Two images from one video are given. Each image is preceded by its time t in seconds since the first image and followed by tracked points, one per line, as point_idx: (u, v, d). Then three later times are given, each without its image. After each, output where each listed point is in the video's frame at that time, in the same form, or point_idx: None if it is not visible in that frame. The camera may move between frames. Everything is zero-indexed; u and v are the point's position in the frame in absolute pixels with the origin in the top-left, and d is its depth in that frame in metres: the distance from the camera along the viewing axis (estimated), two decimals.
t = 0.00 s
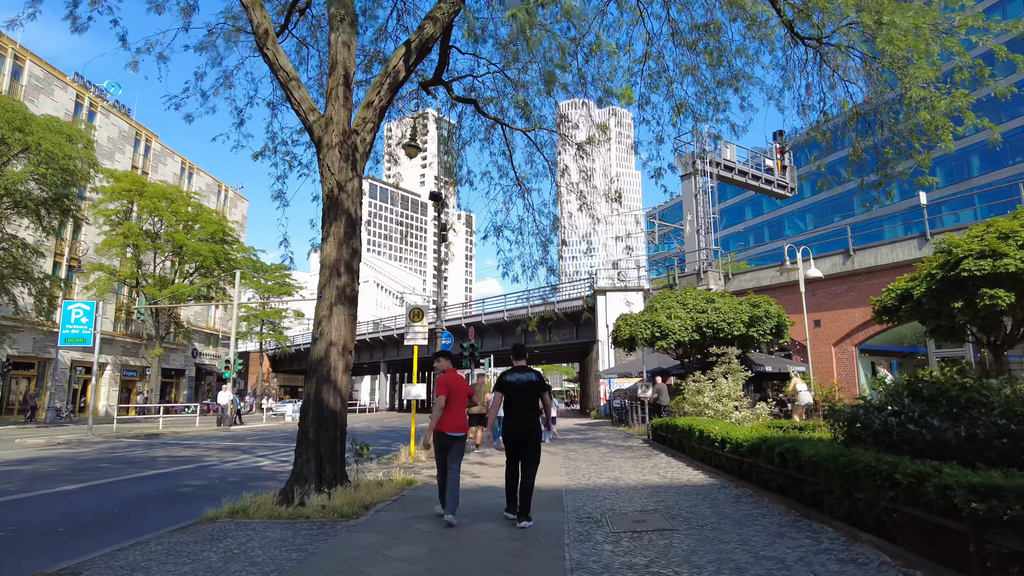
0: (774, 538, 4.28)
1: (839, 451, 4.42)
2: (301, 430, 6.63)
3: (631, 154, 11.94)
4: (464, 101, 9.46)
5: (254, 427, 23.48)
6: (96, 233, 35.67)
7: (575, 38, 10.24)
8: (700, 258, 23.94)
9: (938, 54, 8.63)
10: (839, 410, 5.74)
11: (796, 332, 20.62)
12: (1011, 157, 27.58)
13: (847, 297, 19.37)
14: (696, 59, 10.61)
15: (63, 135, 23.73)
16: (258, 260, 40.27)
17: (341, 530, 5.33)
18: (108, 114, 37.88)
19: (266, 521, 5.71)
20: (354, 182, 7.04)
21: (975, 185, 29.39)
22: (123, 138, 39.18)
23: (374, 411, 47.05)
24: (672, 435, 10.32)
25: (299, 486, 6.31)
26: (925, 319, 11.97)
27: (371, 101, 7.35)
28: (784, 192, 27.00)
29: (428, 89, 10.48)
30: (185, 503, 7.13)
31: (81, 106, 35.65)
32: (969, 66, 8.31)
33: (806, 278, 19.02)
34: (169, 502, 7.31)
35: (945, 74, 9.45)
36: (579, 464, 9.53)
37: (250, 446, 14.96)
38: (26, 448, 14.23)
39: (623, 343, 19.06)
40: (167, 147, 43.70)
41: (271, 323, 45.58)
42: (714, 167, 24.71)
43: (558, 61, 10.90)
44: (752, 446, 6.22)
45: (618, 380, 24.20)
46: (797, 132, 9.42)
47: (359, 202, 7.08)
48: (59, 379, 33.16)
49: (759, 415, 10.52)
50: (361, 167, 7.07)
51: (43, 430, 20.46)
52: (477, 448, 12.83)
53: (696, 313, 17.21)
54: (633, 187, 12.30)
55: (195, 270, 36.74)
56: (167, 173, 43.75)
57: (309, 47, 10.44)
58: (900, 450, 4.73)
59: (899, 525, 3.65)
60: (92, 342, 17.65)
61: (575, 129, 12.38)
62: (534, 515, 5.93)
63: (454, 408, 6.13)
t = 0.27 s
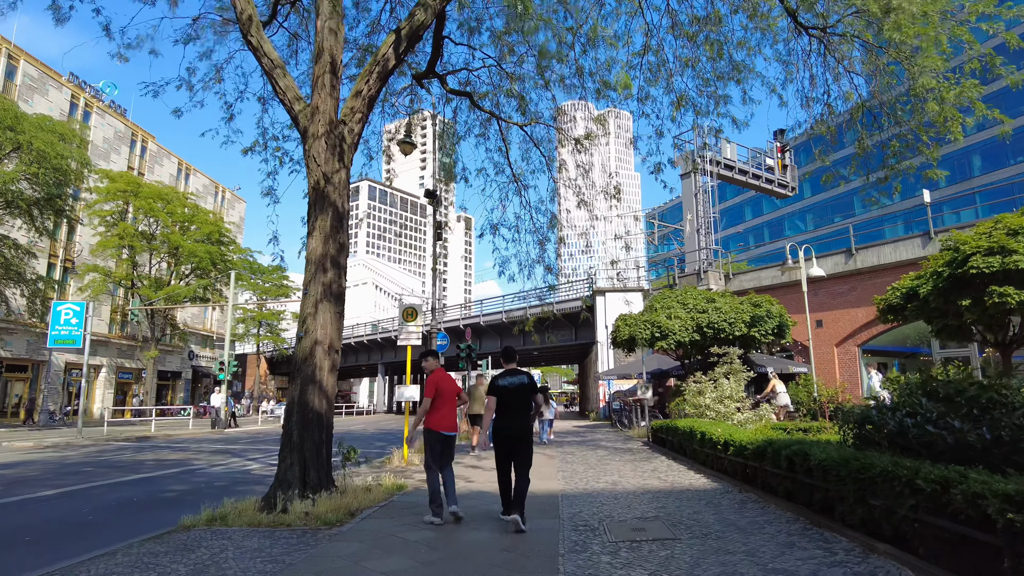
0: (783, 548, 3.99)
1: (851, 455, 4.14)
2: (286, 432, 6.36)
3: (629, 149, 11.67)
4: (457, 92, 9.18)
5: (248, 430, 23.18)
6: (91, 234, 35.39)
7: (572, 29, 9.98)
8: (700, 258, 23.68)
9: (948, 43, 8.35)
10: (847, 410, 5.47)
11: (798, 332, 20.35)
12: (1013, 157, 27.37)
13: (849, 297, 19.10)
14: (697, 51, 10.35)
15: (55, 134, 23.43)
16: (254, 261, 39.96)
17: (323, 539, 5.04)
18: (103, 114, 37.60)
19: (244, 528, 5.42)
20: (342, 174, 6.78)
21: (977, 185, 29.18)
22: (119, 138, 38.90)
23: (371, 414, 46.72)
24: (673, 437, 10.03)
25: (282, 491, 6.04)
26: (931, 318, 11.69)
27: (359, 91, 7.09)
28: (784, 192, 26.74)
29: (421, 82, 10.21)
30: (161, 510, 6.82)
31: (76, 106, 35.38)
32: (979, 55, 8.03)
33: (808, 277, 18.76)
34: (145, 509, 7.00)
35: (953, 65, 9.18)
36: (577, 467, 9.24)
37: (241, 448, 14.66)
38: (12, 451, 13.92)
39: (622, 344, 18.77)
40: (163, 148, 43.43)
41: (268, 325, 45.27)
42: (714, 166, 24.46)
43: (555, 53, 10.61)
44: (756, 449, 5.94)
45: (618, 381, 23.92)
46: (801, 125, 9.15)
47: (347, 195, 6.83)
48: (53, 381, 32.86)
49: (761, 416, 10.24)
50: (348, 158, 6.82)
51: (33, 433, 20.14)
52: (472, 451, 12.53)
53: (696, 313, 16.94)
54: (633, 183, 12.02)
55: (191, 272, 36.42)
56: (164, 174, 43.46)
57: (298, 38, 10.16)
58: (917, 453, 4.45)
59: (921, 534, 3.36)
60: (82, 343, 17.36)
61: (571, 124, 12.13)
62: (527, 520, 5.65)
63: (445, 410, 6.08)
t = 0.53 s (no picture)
0: (796, 563, 3.70)
1: (869, 463, 3.86)
2: (270, 437, 6.08)
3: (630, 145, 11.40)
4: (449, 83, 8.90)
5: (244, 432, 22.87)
6: (86, 234, 35.08)
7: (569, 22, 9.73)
8: (701, 258, 23.40)
9: (960, 32, 8.05)
10: (860, 414, 5.20)
11: (800, 333, 20.05)
12: (1015, 156, 27.16)
13: (853, 297, 18.81)
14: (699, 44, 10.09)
15: (47, 133, 23.16)
16: (252, 262, 39.65)
17: (305, 551, 4.74)
18: (99, 114, 37.33)
19: (224, 538, 5.13)
20: (329, 167, 6.52)
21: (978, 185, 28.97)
22: (115, 138, 38.63)
23: (370, 415, 46.40)
24: (675, 441, 9.72)
25: (267, 498, 5.76)
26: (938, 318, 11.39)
27: (348, 81, 6.83)
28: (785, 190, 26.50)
29: (414, 76, 9.91)
30: (138, 520, 6.51)
31: (71, 106, 35.11)
32: (992, 45, 7.74)
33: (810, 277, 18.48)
34: (122, 518, 6.68)
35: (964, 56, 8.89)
36: (575, 472, 8.94)
37: (233, 451, 14.35)
38: None
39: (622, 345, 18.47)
40: (160, 148, 43.16)
41: (266, 326, 44.97)
42: (714, 165, 24.19)
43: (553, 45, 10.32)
44: (764, 454, 5.66)
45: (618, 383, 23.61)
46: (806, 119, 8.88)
47: (335, 190, 6.56)
48: (48, 383, 32.56)
49: (766, 419, 9.95)
50: (337, 151, 6.56)
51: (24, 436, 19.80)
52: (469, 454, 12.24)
53: (697, 313, 16.66)
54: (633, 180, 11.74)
55: (187, 273, 36.12)
56: (161, 174, 43.19)
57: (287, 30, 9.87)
58: (939, 460, 4.17)
59: (951, 551, 3.07)
60: (73, 345, 17.05)
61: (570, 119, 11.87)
62: (523, 532, 5.35)
63: (439, 412, 5.93)
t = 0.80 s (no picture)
0: None
1: (891, 467, 3.57)
2: (255, 439, 5.79)
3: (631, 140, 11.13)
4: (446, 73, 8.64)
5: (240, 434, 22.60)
6: (83, 234, 34.81)
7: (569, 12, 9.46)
8: (703, 258, 23.13)
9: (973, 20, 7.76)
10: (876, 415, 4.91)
11: (804, 334, 19.74)
12: (1019, 156, 26.94)
13: (857, 297, 18.52)
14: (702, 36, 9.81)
15: (41, 131, 22.89)
16: (250, 262, 39.37)
17: (287, 560, 4.45)
18: (96, 114, 37.10)
19: (202, 546, 4.84)
20: (318, 157, 6.25)
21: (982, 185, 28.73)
22: (112, 138, 38.38)
23: (369, 418, 46.07)
24: (679, 444, 9.43)
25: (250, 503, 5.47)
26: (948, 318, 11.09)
27: (338, 67, 6.55)
28: (788, 190, 26.26)
29: (410, 67, 9.64)
30: (118, 526, 6.23)
31: (68, 105, 34.87)
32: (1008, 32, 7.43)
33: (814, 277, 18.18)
34: (102, 523, 6.41)
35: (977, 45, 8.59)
36: (575, 475, 8.64)
37: (226, 453, 14.08)
38: None
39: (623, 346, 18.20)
40: (158, 148, 42.91)
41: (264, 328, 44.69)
42: (716, 164, 23.91)
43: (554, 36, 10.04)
44: (774, 457, 5.37)
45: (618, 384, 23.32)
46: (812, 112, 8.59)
47: (324, 180, 6.29)
48: (44, 384, 32.26)
49: (771, 421, 9.67)
50: (325, 140, 6.29)
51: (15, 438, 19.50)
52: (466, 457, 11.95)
53: (700, 313, 16.39)
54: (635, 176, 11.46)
55: (185, 273, 35.84)
56: (159, 175, 42.93)
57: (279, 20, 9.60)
58: (966, 464, 3.88)
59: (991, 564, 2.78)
60: (65, 345, 16.78)
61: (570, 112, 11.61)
62: (520, 540, 5.06)
63: (436, 414, 5.73)
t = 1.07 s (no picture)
0: None
1: (915, 478, 3.30)
2: (237, 444, 5.52)
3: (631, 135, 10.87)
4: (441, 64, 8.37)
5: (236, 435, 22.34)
6: (79, 234, 34.55)
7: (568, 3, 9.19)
8: (704, 257, 22.87)
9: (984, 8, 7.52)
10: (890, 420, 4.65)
11: (807, 334, 19.48)
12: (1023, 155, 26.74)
13: (861, 297, 18.27)
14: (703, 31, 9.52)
15: (34, 129, 22.60)
16: (248, 262, 39.12)
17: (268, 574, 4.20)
18: (93, 113, 36.84)
19: (178, 557, 4.57)
20: (305, 149, 5.99)
21: (985, 184, 28.52)
22: (109, 137, 38.11)
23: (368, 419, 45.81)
24: (682, 446, 9.17)
25: (231, 511, 5.21)
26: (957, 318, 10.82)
27: (327, 55, 6.29)
28: (790, 188, 26.03)
29: (405, 60, 9.37)
30: (94, 535, 5.96)
31: (65, 104, 34.61)
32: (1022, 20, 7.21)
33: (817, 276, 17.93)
34: (78, 531, 6.14)
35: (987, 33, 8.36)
36: (574, 480, 8.37)
37: (220, 455, 13.83)
38: None
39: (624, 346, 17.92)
40: (155, 147, 42.64)
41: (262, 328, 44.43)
42: (717, 162, 23.63)
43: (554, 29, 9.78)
44: (782, 463, 5.09)
45: (618, 385, 23.07)
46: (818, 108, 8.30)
47: (311, 173, 6.03)
48: (39, 385, 31.99)
49: (776, 424, 9.42)
50: (312, 132, 6.03)
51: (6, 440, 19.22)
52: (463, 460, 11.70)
53: (701, 313, 16.12)
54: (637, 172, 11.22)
55: (182, 273, 35.58)
56: (156, 174, 42.67)
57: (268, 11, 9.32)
58: (993, 474, 3.63)
59: None
60: (56, 345, 16.51)
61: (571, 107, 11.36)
62: (516, 551, 4.80)
63: (431, 414, 5.55)
